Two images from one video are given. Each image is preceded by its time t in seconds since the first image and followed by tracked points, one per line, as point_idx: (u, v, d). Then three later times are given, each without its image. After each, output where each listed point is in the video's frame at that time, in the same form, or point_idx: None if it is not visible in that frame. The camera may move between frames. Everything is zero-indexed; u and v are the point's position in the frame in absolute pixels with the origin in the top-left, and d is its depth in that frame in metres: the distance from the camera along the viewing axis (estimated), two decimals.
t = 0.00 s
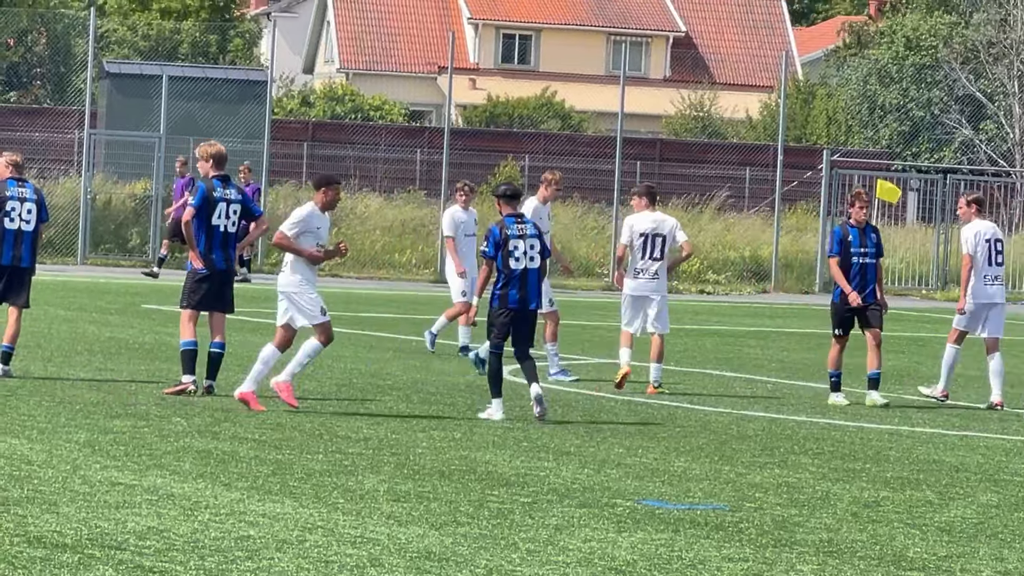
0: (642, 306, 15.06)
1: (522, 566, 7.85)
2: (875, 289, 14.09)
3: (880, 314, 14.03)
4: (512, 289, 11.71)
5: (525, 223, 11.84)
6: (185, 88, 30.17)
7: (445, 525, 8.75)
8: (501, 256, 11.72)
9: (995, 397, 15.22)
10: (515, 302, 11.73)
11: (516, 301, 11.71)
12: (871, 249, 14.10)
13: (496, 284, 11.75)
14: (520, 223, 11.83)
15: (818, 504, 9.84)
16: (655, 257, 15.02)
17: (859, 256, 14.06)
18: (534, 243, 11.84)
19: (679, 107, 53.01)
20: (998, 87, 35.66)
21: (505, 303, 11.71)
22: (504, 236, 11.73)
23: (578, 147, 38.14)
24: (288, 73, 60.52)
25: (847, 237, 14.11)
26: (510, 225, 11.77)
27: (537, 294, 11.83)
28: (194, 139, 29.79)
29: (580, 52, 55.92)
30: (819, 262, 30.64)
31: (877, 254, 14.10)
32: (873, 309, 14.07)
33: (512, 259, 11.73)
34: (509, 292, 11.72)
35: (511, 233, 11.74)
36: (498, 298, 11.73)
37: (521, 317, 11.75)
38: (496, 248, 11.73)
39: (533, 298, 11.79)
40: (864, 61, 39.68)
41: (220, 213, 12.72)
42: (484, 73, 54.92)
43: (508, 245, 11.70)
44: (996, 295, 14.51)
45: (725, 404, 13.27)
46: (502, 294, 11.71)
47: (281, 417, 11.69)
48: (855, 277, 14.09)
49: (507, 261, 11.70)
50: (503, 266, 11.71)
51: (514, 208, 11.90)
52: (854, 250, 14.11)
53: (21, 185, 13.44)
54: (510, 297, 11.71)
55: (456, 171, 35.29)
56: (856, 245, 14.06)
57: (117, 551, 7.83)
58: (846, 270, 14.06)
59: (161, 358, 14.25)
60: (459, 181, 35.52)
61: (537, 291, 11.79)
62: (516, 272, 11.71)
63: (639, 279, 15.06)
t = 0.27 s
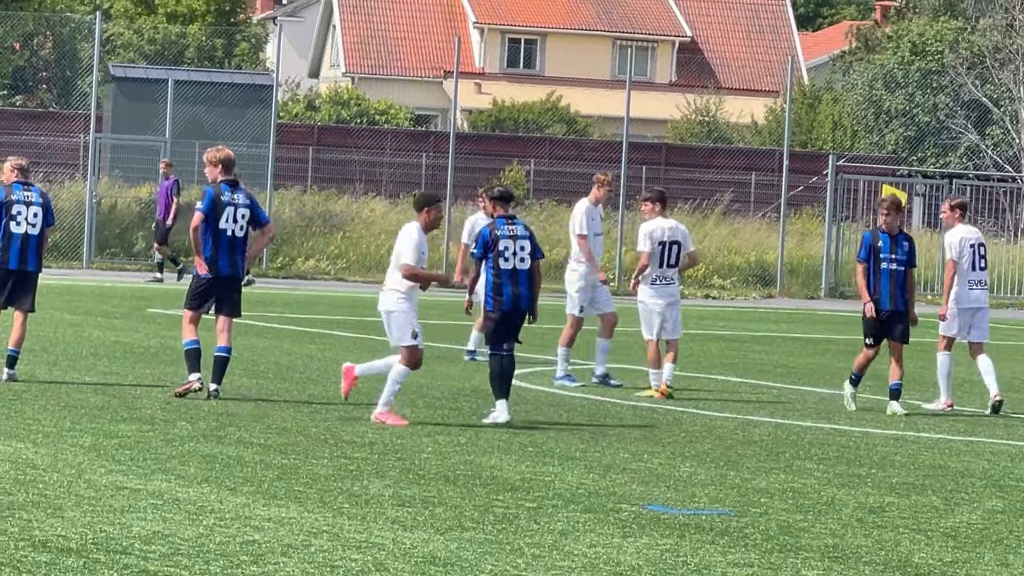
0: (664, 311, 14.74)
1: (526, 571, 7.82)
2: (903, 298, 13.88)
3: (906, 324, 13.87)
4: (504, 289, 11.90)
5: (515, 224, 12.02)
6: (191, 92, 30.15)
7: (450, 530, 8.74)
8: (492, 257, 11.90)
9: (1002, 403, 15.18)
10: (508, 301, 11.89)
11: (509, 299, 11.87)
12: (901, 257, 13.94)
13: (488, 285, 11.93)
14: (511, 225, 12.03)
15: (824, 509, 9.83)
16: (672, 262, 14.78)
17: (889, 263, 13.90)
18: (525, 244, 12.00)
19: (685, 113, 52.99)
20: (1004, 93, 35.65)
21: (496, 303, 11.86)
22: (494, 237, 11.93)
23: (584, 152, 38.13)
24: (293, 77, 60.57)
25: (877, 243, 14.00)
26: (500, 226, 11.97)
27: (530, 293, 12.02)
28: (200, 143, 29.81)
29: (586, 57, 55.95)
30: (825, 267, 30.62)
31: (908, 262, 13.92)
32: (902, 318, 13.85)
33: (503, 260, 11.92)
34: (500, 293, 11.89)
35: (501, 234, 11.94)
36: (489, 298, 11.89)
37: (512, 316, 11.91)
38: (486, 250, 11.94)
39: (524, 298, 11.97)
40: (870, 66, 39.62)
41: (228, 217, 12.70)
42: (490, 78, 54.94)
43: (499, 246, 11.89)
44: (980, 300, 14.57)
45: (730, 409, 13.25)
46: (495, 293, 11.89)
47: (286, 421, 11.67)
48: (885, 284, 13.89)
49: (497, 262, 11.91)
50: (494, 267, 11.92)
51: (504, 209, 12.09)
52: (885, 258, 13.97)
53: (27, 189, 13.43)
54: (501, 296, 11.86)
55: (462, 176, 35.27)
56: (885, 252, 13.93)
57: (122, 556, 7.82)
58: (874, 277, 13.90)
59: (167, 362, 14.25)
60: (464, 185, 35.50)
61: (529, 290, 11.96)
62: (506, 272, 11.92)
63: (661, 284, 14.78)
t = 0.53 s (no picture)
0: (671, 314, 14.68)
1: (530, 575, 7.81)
2: (926, 304, 13.71)
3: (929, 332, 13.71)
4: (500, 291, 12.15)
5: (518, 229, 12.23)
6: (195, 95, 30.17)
7: (455, 534, 8.73)
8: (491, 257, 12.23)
9: (1008, 407, 15.16)
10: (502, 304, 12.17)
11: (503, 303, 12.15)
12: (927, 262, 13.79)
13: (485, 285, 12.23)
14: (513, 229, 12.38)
15: (829, 513, 9.82)
16: (679, 266, 14.71)
17: (913, 268, 13.74)
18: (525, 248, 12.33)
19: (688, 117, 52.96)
20: (1010, 97, 35.51)
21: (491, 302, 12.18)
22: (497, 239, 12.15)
23: (590, 155, 38.06)
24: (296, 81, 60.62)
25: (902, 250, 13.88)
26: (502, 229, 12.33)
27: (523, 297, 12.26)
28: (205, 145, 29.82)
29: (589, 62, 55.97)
30: (830, 271, 30.60)
31: (933, 267, 13.78)
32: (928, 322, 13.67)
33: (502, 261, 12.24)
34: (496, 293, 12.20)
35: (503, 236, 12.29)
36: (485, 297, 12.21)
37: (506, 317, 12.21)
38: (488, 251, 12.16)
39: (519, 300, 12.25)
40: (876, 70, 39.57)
41: (233, 220, 12.70)
42: (495, 81, 54.97)
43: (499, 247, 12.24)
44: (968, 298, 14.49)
45: (736, 413, 13.23)
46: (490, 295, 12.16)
47: (290, 424, 11.67)
48: (909, 289, 13.72)
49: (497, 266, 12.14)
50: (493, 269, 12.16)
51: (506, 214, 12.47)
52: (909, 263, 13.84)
53: (31, 192, 13.41)
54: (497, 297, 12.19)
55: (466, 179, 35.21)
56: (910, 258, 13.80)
57: (126, 560, 7.81)
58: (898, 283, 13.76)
59: (173, 365, 14.25)
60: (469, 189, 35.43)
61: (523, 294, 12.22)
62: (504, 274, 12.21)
63: (669, 288, 14.70)
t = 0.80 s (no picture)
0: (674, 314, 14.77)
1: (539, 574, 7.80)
2: (954, 308, 13.58)
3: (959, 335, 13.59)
4: (499, 288, 12.11)
5: (519, 227, 12.21)
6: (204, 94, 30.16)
7: (463, 533, 8.74)
8: (493, 254, 12.09)
9: (1018, 407, 15.14)
10: (500, 302, 12.13)
11: (503, 300, 12.12)
12: (954, 264, 13.60)
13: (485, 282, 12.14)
14: (515, 226, 12.22)
15: (837, 513, 9.81)
16: (687, 265, 14.63)
17: (939, 273, 13.57)
18: (526, 247, 12.20)
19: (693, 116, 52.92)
20: (1018, 98, 35.47)
21: (488, 299, 12.11)
22: (497, 236, 12.11)
23: (599, 154, 38.07)
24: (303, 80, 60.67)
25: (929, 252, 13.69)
26: (505, 227, 12.17)
27: (522, 295, 12.21)
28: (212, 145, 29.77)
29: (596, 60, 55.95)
30: (838, 271, 30.60)
31: (961, 269, 13.58)
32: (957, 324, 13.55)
33: (502, 259, 12.11)
34: (495, 290, 12.13)
35: (505, 234, 12.13)
36: (483, 293, 12.13)
37: (503, 315, 12.16)
38: (489, 248, 12.09)
39: (519, 299, 12.17)
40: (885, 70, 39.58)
41: (236, 219, 12.76)
42: (503, 80, 55.03)
43: (500, 245, 12.09)
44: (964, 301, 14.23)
45: (743, 412, 13.23)
46: (489, 292, 12.11)
47: (298, 423, 11.67)
48: (936, 295, 13.58)
49: (497, 263, 12.09)
50: (494, 266, 12.07)
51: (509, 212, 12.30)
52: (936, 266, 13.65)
53: (39, 191, 13.41)
54: (495, 295, 12.12)
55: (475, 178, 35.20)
56: (937, 261, 13.60)
57: (135, 558, 7.82)
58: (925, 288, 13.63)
59: (183, 364, 14.25)
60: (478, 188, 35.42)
61: (523, 292, 12.17)
62: (504, 272, 12.11)
63: (676, 288, 14.72)
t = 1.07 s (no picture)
0: (688, 313, 14.69)
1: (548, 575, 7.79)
2: (983, 307, 13.56)
3: (989, 330, 13.52)
4: (496, 290, 12.06)
5: (512, 228, 12.15)
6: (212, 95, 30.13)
7: (472, 533, 8.74)
8: (487, 259, 12.04)
9: None
10: (498, 304, 12.07)
11: (500, 301, 12.06)
12: (981, 263, 13.58)
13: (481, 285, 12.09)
14: (509, 228, 12.14)
15: (845, 513, 9.81)
16: (696, 264, 14.79)
17: (966, 272, 13.56)
18: (521, 249, 12.12)
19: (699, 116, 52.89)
20: None
21: (486, 302, 12.05)
22: (491, 239, 12.05)
23: (607, 154, 38.06)
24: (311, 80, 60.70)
25: (955, 251, 13.64)
26: (498, 229, 12.09)
27: (520, 297, 12.16)
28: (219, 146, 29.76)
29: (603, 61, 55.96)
30: (846, 272, 30.59)
31: (987, 269, 13.56)
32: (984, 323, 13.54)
33: (497, 262, 12.05)
34: (491, 292, 12.07)
35: (498, 237, 12.07)
36: (480, 296, 12.08)
37: (501, 316, 12.10)
38: (484, 252, 12.05)
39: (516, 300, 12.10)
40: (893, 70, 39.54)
41: (240, 218, 12.94)
42: (511, 81, 55.05)
43: (494, 249, 12.03)
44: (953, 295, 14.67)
45: (751, 412, 13.23)
46: (485, 296, 12.07)
47: (307, 423, 11.68)
48: (963, 295, 13.58)
49: (492, 266, 12.03)
50: (489, 269, 12.03)
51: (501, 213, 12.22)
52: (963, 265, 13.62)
53: (47, 191, 13.44)
54: (492, 298, 12.06)
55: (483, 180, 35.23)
56: (964, 260, 13.58)
57: (144, 558, 7.82)
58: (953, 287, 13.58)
59: (191, 363, 14.25)
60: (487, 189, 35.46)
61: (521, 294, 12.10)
62: (499, 274, 12.05)
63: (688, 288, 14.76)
